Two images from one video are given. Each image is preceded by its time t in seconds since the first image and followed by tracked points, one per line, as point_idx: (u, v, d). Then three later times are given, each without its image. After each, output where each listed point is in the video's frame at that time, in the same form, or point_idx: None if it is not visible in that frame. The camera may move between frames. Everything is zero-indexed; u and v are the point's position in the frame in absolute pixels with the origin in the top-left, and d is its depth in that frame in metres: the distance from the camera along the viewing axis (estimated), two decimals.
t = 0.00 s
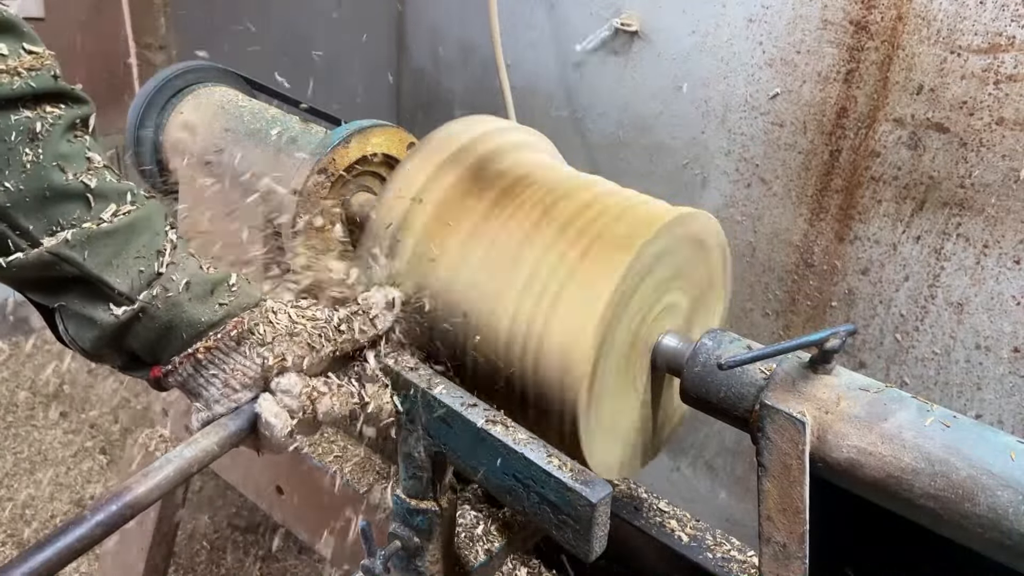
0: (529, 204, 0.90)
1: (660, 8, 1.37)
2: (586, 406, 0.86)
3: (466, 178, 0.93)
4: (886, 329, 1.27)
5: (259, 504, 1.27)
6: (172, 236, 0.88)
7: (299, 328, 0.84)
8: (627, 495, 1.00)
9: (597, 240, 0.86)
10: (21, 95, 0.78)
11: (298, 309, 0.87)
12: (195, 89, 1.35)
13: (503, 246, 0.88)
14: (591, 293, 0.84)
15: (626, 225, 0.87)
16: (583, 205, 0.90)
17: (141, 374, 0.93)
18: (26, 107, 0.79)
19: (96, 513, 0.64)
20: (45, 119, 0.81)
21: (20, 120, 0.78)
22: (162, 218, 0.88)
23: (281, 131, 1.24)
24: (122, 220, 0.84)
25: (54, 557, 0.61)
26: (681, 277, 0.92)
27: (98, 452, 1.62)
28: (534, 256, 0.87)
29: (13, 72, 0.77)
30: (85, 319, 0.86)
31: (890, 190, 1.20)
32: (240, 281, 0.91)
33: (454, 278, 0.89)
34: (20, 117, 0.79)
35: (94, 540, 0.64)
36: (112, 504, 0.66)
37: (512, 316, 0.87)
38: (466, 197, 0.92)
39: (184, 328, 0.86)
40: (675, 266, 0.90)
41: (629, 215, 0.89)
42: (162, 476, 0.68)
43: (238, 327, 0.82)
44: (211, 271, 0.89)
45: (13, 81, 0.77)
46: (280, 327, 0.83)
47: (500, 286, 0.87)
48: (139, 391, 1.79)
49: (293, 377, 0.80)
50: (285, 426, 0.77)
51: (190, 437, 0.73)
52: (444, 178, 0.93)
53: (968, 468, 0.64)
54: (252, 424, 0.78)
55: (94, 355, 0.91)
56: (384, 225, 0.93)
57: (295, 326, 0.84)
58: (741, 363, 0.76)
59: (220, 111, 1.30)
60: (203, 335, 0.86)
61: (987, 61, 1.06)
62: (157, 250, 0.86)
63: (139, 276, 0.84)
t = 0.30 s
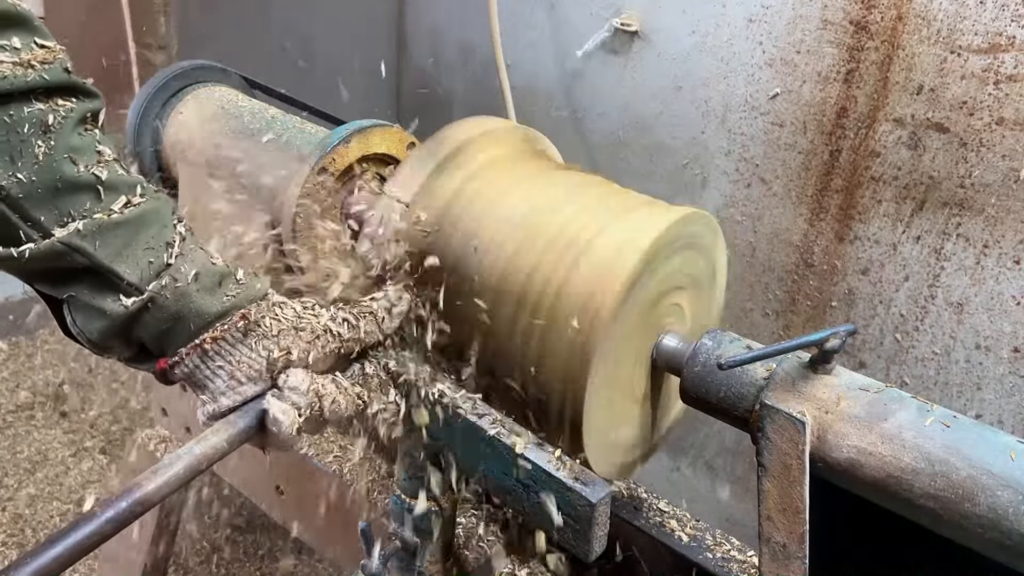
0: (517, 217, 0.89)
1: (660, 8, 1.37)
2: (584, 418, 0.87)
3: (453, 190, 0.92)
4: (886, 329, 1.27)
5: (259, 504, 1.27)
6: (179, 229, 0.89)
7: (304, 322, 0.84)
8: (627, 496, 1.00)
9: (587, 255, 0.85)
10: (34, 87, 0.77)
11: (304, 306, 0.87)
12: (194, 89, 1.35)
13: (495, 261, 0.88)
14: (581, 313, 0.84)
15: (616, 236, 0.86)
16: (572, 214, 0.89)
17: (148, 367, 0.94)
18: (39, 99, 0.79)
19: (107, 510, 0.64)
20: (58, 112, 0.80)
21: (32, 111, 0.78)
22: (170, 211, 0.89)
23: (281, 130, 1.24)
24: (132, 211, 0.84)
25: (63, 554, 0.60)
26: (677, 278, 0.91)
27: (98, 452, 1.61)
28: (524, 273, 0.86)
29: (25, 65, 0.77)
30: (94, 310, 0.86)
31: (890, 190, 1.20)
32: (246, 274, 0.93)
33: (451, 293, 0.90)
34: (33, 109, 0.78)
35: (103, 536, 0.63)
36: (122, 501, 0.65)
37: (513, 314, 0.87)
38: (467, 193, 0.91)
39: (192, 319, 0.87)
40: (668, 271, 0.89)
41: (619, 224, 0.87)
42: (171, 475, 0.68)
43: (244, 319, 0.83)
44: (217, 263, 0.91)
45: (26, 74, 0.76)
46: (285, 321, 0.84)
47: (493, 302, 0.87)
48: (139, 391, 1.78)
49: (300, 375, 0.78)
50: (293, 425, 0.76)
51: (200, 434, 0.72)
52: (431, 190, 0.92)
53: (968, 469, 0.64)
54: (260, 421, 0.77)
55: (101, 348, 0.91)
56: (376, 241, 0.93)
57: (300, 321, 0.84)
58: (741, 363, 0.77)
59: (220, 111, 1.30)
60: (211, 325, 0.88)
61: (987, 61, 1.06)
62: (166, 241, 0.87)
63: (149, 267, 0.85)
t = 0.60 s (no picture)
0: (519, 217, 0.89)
1: (660, 8, 1.37)
2: (581, 423, 0.87)
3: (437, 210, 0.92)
4: (886, 329, 1.27)
5: (258, 504, 1.27)
6: (182, 229, 0.89)
7: (308, 321, 0.85)
8: (628, 496, 1.00)
9: (583, 262, 0.85)
10: (28, 86, 0.79)
11: (310, 304, 0.88)
12: (195, 89, 1.35)
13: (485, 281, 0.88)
14: (581, 313, 0.84)
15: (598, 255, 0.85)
16: (553, 232, 0.88)
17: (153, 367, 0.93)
18: (35, 98, 0.80)
19: (116, 505, 0.64)
20: (54, 110, 0.82)
21: (28, 110, 0.80)
22: (172, 211, 0.89)
23: (281, 130, 1.23)
24: (133, 211, 0.85)
25: (74, 550, 0.61)
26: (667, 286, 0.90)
27: (98, 452, 1.61)
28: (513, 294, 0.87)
29: (20, 65, 0.79)
30: (97, 311, 0.87)
31: (890, 190, 1.20)
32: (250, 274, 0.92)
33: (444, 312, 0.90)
34: (29, 107, 0.80)
35: (103, 535, 0.63)
36: (131, 496, 0.65)
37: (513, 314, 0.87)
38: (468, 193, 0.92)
39: (197, 318, 0.86)
40: (652, 283, 0.88)
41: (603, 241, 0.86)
42: (179, 472, 0.68)
43: (249, 317, 0.85)
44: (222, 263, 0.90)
45: (20, 73, 0.78)
46: (289, 321, 0.85)
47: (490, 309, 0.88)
48: (139, 391, 1.78)
49: (307, 373, 0.79)
50: (298, 422, 0.76)
51: (208, 432, 0.72)
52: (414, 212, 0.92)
53: (968, 469, 0.64)
54: (267, 419, 0.77)
55: (104, 349, 0.91)
56: (372, 248, 0.93)
57: (305, 321, 0.85)
58: (741, 363, 0.77)
59: (220, 110, 1.30)
60: (216, 324, 0.87)
61: (987, 61, 1.06)
62: (169, 241, 0.87)
63: (153, 267, 0.85)
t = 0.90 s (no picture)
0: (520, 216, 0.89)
1: (660, 8, 1.37)
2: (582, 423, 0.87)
3: (430, 226, 0.92)
4: (886, 329, 1.27)
5: (258, 504, 1.27)
6: (155, 240, 0.87)
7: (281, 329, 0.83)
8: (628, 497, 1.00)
9: (584, 261, 0.85)
10: None
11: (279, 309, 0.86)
12: (194, 89, 1.35)
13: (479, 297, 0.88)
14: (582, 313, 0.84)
15: (588, 273, 0.84)
16: (554, 231, 0.88)
17: (124, 376, 0.91)
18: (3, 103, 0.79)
19: (82, 514, 0.64)
20: (24, 117, 0.80)
21: None
22: (146, 223, 0.87)
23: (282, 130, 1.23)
24: (106, 224, 0.82)
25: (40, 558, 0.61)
26: (659, 295, 0.89)
27: (98, 452, 1.61)
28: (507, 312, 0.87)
29: None
30: (68, 324, 0.85)
31: (890, 190, 1.20)
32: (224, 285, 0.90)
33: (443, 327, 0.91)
34: None
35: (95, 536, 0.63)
36: (98, 504, 0.65)
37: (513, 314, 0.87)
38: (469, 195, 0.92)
39: (168, 332, 0.84)
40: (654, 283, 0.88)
41: (591, 257, 0.85)
42: (145, 477, 0.67)
43: (222, 331, 0.82)
44: (195, 275, 0.88)
45: None
46: (262, 330, 0.83)
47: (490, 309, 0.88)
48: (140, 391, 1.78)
49: (276, 379, 0.80)
50: (268, 431, 0.77)
51: (175, 437, 0.72)
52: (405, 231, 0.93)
53: (968, 469, 0.64)
54: (237, 425, 0.78)
55: (77, 359, 0.90)
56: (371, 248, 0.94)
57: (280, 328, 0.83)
58: (741, 363, 0.76)
59: (219, 111, 1.30)
60: (187, 339, 0.85)
61: (987, 61, 1.06)
62: (141, 254, 0.85)
63: (124, 281, 0.83)
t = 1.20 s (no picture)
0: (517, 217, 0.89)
1: (660, 8, 1.37)
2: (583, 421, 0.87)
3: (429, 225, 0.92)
4: (886, 328, 1.27)
5: (258, 504, 1.27)
6: (161, 237, 0.88)
7: (286, 327, 0.86)
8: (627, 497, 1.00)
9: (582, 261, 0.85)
10: (13, 95, 0.79)
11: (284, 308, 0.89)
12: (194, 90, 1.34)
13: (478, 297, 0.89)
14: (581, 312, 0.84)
15: (584, 274, 0.84)
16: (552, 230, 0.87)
17: (131, 373, 0.91)
18: (19, 107, 0.80)
19: (91, 509, 0.65)
20: (38, 121, 0.81)
21: (10, 120, 0.79)
22: (153, 222, 0.88)
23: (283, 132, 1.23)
24: (113, 221, 0.84)
25: (48, 552, 0.61)
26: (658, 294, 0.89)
27: (98, 452, 1.61)
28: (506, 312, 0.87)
29: (8, 74, 0.78)
30: (77, 320, 0.85)
31: (890, 190, 1.20)
32: (228, 282, 0.91)
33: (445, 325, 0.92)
34: (13, 117, 0.79)
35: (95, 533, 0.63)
36: (106, 499, 0.66)
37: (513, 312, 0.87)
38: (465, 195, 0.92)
39: (174, 327, 0.86)
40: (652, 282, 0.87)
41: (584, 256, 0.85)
42: (153, 473, 0.68)
43: (227, 326, 0.85)
44: (200, 271, 0.90)
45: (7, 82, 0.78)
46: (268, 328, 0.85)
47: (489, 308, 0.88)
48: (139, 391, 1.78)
49: (282, 376, 0.81)
50: (274, 426, 0.78)
51: (182, 433, 0.73)
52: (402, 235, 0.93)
53: (969, 468, 0.64)
54: (243, 422, 0.79)
55: (83, 356, 0.90)
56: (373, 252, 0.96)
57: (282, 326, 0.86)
58: (741, 363, 0.77)
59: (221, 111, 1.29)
60: (193, 334, 0.86)
61: (987, 61, 1.06)
62: (147, 250, 0.86)
63: (130, 276, 0.84)
